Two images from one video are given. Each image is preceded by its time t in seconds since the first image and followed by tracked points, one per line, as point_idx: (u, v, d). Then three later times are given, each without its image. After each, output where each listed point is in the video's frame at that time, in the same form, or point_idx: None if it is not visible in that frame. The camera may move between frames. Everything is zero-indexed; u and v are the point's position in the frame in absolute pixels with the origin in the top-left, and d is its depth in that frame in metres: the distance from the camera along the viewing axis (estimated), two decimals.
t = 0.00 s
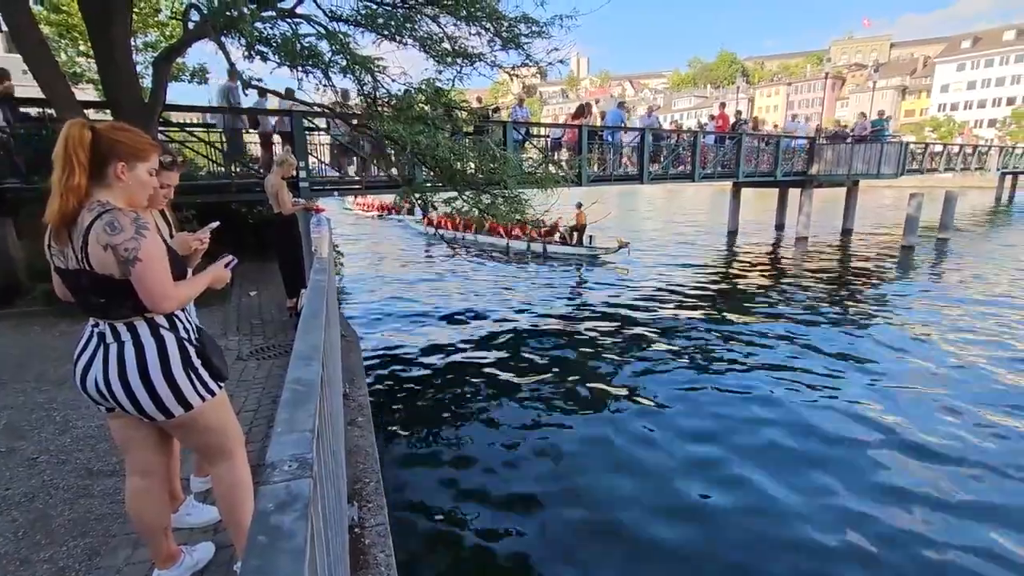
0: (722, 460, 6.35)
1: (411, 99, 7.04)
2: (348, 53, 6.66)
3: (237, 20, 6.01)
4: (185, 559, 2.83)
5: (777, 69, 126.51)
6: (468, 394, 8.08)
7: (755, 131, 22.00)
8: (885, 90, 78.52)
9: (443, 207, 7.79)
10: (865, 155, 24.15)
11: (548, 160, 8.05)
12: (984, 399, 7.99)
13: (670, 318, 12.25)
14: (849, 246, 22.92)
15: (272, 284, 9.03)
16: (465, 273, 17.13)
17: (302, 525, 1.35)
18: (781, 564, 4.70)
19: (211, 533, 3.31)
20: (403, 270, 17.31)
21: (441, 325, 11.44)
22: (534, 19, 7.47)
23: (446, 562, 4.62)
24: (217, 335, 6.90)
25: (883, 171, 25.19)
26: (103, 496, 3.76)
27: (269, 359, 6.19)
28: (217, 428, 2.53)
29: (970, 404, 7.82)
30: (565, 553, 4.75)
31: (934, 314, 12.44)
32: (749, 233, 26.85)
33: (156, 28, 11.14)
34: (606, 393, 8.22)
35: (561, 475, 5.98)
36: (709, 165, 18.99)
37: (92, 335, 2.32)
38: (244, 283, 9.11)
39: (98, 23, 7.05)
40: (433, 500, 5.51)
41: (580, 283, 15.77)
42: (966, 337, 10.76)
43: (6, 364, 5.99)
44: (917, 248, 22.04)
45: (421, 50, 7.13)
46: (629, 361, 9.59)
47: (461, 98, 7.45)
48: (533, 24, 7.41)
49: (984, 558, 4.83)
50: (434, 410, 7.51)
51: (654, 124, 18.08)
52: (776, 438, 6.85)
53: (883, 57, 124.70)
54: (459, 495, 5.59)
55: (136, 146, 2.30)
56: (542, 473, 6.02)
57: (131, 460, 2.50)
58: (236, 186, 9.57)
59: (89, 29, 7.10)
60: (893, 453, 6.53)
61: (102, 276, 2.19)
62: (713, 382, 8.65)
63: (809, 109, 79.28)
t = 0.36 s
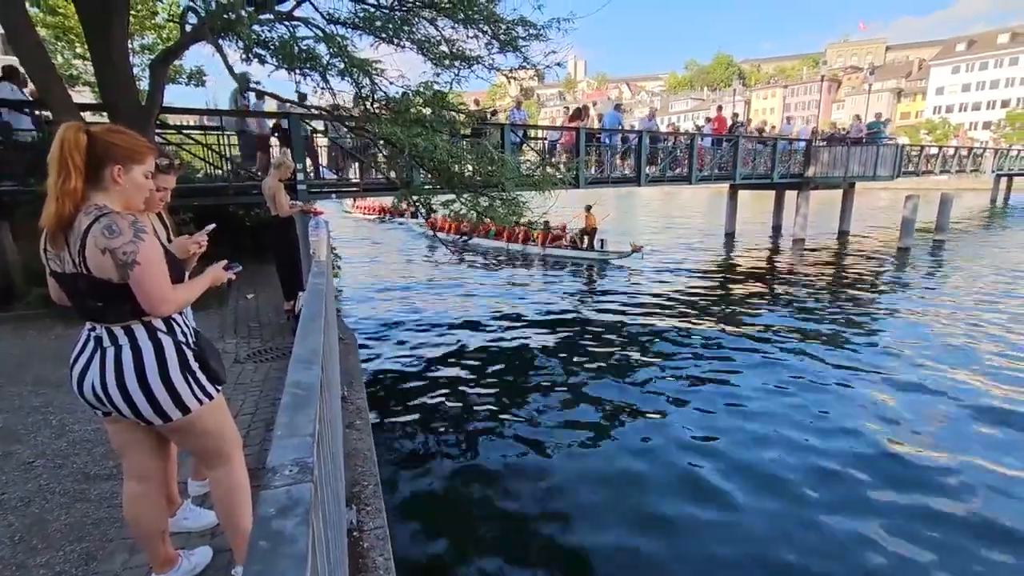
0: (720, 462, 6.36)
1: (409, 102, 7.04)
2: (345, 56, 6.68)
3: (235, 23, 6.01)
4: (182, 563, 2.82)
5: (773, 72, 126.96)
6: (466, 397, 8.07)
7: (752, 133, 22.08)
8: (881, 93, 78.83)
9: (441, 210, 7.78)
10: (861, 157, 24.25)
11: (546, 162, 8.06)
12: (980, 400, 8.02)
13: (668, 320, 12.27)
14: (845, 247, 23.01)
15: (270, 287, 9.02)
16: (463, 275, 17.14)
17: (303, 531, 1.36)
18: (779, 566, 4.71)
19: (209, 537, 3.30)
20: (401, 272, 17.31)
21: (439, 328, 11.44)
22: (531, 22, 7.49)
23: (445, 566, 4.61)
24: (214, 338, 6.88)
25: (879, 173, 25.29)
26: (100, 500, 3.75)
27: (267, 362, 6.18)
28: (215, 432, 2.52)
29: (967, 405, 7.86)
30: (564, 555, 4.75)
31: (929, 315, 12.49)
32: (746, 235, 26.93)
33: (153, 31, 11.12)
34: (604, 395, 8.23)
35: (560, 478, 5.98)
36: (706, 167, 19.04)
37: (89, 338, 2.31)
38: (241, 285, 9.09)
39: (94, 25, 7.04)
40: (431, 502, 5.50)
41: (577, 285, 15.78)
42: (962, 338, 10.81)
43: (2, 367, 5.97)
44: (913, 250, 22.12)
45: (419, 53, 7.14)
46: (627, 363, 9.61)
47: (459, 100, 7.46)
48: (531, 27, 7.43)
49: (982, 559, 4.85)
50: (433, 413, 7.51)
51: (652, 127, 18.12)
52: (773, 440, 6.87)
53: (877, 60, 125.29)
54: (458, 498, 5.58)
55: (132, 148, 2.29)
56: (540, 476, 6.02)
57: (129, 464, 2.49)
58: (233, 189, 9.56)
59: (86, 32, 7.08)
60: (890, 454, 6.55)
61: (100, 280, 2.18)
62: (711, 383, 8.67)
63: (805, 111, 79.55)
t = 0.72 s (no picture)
0: (720, 463, 6.35)
1: (408, 104, 7.04)
2: (344, 59, 6.69)
3: (234, 27, 6.03)
4: (182, 567, 2.81)
5: (771, 73, 127.11)
6: (467, 399, 8.06)
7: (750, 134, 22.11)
8: (879, 93, 78.98)
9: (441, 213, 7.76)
10: (860, 157, 24.29)
11: (545, 164, 8.08)
12: (980, 400, 8.03)
13: (668, 321, 12.28)
14: (844, 247, 23.04)
15: (269, 290, 9.02)
16: (463, 277, 17.14)
17: (304, 535, 1.36)
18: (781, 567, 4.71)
19: (209, 541, 3.29)
20: (400, 274, 17.32)
21: (439, 330, 11.44)
22: (529, 24, 7.50)
23: (446, 568, 4.61)
24: (214, 341, 6.88)
25: (877, 173, 25.33)
26: (100, 505, 3.75)
27: (267, 365, 6.17)
28: (215, 435, 2.52)
29: (967, 405, 7.86)
30: (565, 557, 4.75)
31: (928, 315, 12.50)
32: (745, 236, 26.95)
33: (152, 35, 11.13)
34: (604, 397, 8.23)
35: (560, 480, 5.98)
36: (705, 168, 19.06)
37: (89, 343, 2.31)
38: (240, 288, 9.10)
39: (93, 29, 7.06)
40: (432, 505, 5.50)
41: (577, 286, 15.79)
42: (961, 338, 10.82)
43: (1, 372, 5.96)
44: (912, 249, 22.15)
45: (418, 56, 7.16)
46: (627, 364, 9.61)
47: (457, 103, 7.47)
48: (529, 29, 7.45)
49: (983, 559, 4.85)
50: (433, 415, 7.50)
51: (650, 128, 18.15)
52: (773, 441, 6.87)
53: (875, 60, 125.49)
54: (459, 500, 5.58)
55: (127, 152, 2.29)
56: (541, 477, 6.02)
57: (129, 469, 2.49)
58: (233, 193, 9.56)
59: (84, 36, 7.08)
60: (891, 454, 6.55)
61: (101, 287, 2.18)
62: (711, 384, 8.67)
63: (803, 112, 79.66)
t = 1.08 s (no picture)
0: (719, 466, 6.35)
1: (404, 107, 7.02)
2: (341, 62, 6.70)
3: (230, 30, 6.04)
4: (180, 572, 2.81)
5: (767, 75, 127.61)
6: (464, 402, 8.04)
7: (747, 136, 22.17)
8: (874, 95, 79.27)
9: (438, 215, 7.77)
10: (856, 159, 24.36)
11: (542, 167, 8.08)
12: (977, 401, 8.03)
13: (665, 323, 12.30)
14: (841, 248, 23.09)
15: (266, 294, 9.01)
16: (460, 279, 17.13)
17: (301, 537, 1.35)
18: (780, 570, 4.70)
19: (206, 546, 3.28)
20: (398, 277, 17.31)
21: (436, 332, 11.43)
22: (525, 27, 7.51)
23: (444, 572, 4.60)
24: (211, 345, 6.86)
25: (874, 174, 25.40)
26: (96, 510, 3.73)
27: (264, 369, 6.16)
28: (212, 438, 2.51)
29: (965, 405, 7.87)
30: (563, 560, 4.74)
31: (925, 316, 12.52)
32: (742, 237, 27.01)
33: (148, 39, 11.11)
34: (603, 399, 8.24)
35: (559, 482, 5.98)
36: (701, 170, 19.10)
37: (85, 347, 2.30)
38: (237, 292, 9.09)
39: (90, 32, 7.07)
40: (430, 508, 5.49)
41: (575, 288, 15.80)
42: (958, 338, 10.84)
43: None
44: (908, 250, 22.21)
45: (414, 59, 7.15)
46: (624, 366, 9.62)
47: (454, 105, 7.47)
48: (525, 32, 7.46)
49: (982, 561, 4.85)
50: (431, 418, 7.50)
51: (647, 130, 18.18)
52: (771, 443, 6.87)
53: (870, 63, 126.07)
54: (457, 504, 5.57)
55: (123, 155, 2.29)
56: (539, 480, 6.01)
57: (125, 474, 2.48)
58: (229, 197, 9.54)
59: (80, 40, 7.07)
60: (890, 456, 6.55)
61: (99, 290, 2.17)
62: (709, 385, 8.67)
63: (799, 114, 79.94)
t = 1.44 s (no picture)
0: (716, 469, 6.35)
1: (401, 113, 7.03)
2: (337, 68, 6.72)
3: (227, 37, 6.05)
4: None
5: (761, 80, 128.27)
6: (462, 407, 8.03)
7: (742, 140, 22.27)
8: (868, 99, 79.72)
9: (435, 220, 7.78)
10: (851, 162, 24.48)
11: (539, 171, 8.11)
12: (972, 403, 8.06)
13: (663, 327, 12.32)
14: (837, 251, 23.18)
15: (262, 299, 9.00)
16: (458, 284, 17.14)
17: (296, 544, 1.35)
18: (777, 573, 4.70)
19: (202, 554, 3.27)
20: (395, 282, 17.31)
21: (434, 337, 11.43)
22: (521, 33, 7.55)
23: None
24: (208, 351, 6.84)
25: (869, 178, 25.52)
26: (92, 518, 3.71)
27: (261, 375, 6.14)
28: (208, 444, 2.50)
29: (961, 408, 7.89)
30: (561, 565, 4.73)
31: (921, 318, 12.57)
32: (738, 241, 27.10)
33: (145, 45, 11.12)
34: (600, 403, 8.24)
35: (556, 487, 5.97)
36: (697, 174, 19.17)
37: (80, 354, 2.29)
38: (233, 297, 9.08)
39: (87, 39, 7.09)
40: (428, 514, 5.48)
41: (572, 293, 15.82)
42: (953, 341, 10.88)
43: None
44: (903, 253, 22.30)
45: (411, 65, 7.18)
46: (622, 370, 9.63)
47: (451, 111, 7.49)
48: (521, 38, 7.49)
49: (978, 563, 4.86)
50: (428, 423, 7.49)
51: (643, 134, 18.25)
52: (769, 446, 6.89)
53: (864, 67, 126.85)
54: (455, 509, 5.56)
55: (115, 161, 2.28)
56: (537, 485, 6.00)
57: (120, 481, 2.47)
58: (226, 203, 9.53)
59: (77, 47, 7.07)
60: (886, 458, 6.57)
61: (97, 298, 2.17)
62: (706, 389, 8.69)
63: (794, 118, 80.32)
